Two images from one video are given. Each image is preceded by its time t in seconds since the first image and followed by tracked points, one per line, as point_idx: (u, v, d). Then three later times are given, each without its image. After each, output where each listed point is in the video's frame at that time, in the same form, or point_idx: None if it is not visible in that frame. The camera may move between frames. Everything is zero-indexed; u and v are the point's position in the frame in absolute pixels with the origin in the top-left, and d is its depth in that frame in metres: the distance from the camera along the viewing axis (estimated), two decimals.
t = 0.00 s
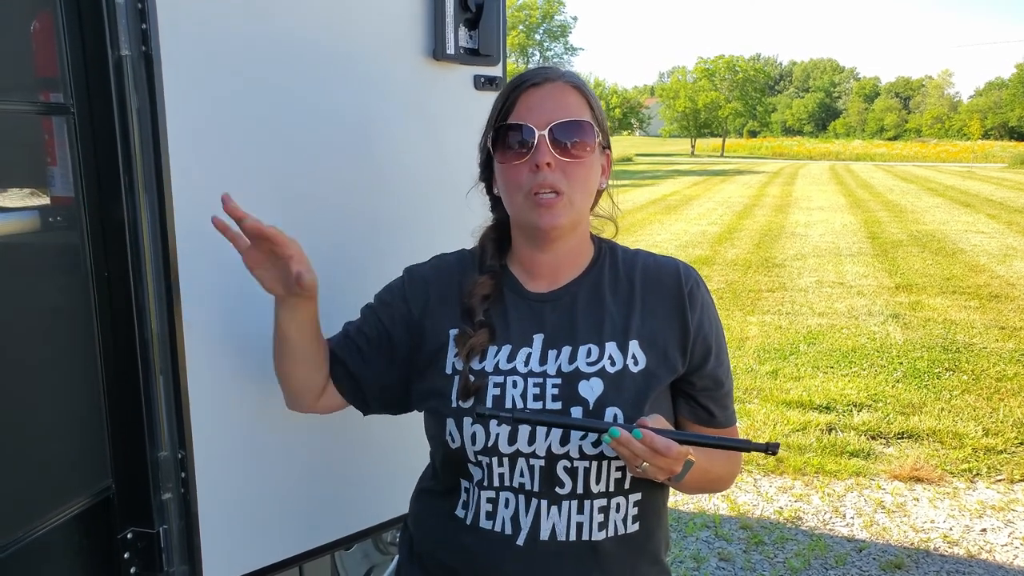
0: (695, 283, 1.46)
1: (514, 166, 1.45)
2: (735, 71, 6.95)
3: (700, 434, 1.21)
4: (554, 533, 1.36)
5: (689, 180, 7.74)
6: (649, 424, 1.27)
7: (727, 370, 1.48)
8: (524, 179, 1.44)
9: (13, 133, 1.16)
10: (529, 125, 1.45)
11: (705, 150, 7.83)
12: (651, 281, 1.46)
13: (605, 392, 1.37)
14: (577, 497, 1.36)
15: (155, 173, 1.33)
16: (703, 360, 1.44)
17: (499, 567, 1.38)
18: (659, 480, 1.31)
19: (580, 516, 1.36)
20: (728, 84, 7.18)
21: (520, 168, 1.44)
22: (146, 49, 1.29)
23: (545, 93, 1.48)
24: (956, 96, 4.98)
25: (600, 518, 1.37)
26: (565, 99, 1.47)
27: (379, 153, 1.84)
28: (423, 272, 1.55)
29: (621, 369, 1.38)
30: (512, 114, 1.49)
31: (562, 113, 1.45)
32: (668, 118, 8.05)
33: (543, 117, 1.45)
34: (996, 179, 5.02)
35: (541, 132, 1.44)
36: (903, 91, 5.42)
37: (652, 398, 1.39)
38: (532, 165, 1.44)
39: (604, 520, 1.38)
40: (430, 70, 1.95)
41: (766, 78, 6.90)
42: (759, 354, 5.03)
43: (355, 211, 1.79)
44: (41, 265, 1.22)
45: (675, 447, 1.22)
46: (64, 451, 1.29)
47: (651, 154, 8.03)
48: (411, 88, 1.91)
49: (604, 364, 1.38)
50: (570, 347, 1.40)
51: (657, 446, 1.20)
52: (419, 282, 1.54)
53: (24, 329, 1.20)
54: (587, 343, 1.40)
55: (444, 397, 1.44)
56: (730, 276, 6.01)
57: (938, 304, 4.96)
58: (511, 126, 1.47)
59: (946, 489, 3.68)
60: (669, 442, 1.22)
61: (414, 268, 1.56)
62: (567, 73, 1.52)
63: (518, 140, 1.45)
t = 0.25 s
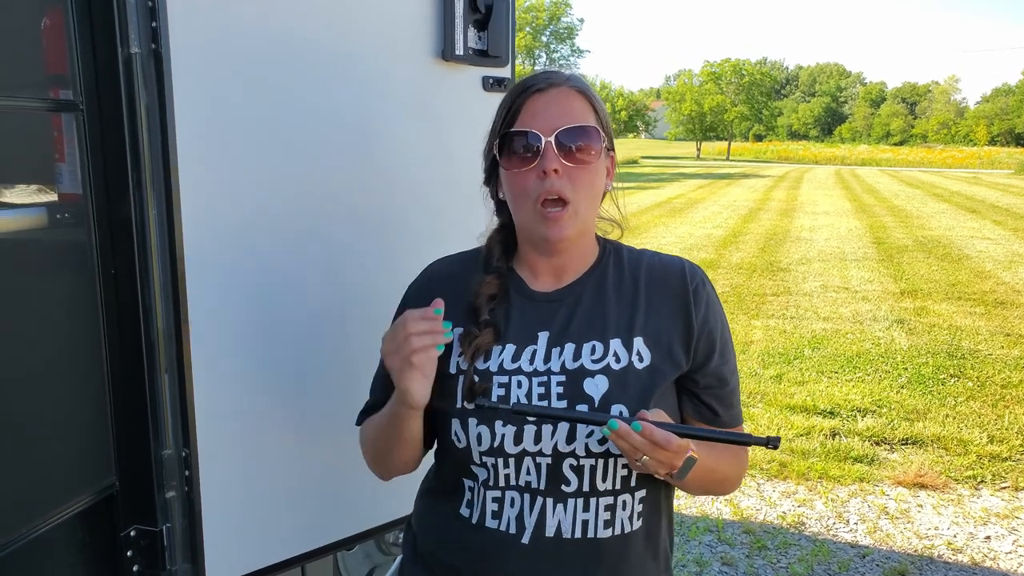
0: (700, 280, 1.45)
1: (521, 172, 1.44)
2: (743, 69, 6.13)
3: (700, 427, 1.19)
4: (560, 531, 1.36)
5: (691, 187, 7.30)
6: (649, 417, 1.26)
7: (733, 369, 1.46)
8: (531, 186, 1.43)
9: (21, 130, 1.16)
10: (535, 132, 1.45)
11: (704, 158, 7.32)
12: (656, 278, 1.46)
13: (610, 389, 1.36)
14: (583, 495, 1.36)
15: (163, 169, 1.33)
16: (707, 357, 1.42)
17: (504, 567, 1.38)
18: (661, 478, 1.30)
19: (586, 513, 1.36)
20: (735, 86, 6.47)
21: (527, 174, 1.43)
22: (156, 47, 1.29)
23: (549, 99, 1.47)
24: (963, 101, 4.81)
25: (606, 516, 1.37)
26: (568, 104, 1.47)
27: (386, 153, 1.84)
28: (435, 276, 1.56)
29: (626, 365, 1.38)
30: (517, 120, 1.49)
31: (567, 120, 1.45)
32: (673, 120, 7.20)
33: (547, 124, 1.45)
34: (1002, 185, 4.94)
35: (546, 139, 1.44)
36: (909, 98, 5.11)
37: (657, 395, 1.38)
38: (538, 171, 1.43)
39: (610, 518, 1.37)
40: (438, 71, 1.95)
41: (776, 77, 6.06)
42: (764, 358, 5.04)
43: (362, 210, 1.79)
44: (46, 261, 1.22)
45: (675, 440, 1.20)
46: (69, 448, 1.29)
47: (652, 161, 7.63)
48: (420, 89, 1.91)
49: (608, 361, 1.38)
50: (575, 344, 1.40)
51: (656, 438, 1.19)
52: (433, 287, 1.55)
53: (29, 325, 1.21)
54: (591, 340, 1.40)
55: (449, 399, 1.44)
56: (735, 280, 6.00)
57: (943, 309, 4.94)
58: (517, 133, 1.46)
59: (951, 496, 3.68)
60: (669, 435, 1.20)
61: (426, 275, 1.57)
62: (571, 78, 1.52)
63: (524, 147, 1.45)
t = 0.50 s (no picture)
0: (702, 277, 1.45)
1: (515, 198, 1.43)
2: (742, 70, 6.07)
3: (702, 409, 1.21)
4: (569, 528, 1.35)
5: (691, 189, 7.04)
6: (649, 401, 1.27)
7: (734, 366, 1.44)
8: (526, 212, 1.42)
9: (22, 134, 1.16)
10: (528, 156, 1.42)
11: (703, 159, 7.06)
12: (658, 275, 1.45)
13: (617, 388, 1.36)
14: (591, 493, 1.35)
15: (166, 174, 1.33)
16: (705, 351, 1.41)
17: (509, 569, 1.38)
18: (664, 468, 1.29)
19: (594, 511, 1.35)
20: (734, 87, 6.37)
21: (521, 202, 1.42)
22: (157, 51, 1.30)
23: (542, 117, 1.42)
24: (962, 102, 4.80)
25: (615, 514, 1.36)
26: (562, 122, 1.42)
27: (389, 155, 1.84)
28: (444, 273, 1.54)
29: (631, 364, 1.38)
30: (511, 139, 1.45)
31: (560, 141, 1.41)
32: (671, 122, 6.97)
33: (541, 147, 1.41)
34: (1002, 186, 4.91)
35: (539, 164, 1.41)
36: (908, 98, 5.10)
37: (663, 392, 1.38)
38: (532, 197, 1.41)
39: (619, 515, 1.37)
40: (440, 73, 1.95)
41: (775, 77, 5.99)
42: (766, 359, 5.08)
43: (365, 212, 1.79)
44: (49, 265, 1.22)
45: (678, 421, 1.21)
46: (71, 453, 1.29)
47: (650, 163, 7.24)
48: (422, 91, 1.90)
49: (613, 360, 1.38)
50: (580, 344, 1.39)
51: (659, 419, 1.20)
52: (443, 283, 1.52)
53: (32, 330, 1.20)
54: (596, 340, 1.40)
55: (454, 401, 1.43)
56: (736, 281, 6.01)
57: (944, 310, 4.93)
58: (511, 155, 1.44)
59: (952, 496, 3.71)
60: (671, 416, 1.21)
61: (435, 272, 1.56)
62: (566, 86, 1.45)
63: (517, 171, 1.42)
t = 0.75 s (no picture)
0: (707, 277, 1.44)
1: (516, 202, 1.43)
2: (742, 69, 6.04)
3: (700, 409, 1.20)
4: (573, 526, 1.35)
5: (690, 188, 7.35)
6: (648, 401, 1.26)
7: (738, 365, 1.44)
8: (527, 216, 1.42)
9: (22, 135, 1.16)
10: (528, 160, 1.42)
11: (703, 158, 7.16)
12: (663, 275, 1.45)
13: (621, 386, 1.36)
14: (595, 490, 1.35)
15: (166, 173, 1.33)
16: (709, 349, 1.41)
17: (513, 567, 1.38)
18: (666, 468, 1.29)
19: (598, 509, 1.35)
20: (734, 86, 6.35)
21: (522, 205, 1.42)
22: (157, 51, 1.29)
23: (542, 120, 1.41)
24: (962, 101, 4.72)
25: (619, 511, 1.36)
26: (562, 125, 1.41)
27: (391, 154, 1.84)
28: (450, 271, 1.54)
29: (636, 362, 1.37)
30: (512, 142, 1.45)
31: (560, 144, 1.40)
32: (671, 121, 7.02)
33: (541, 150, 1.41)
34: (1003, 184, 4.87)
35: (539, 168, 1.40)
36: (908, 97, 5.03)
37: (668, 391, 1.38)
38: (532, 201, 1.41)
39: (623, 513, 1.37)
40: (441, 73, 1.94)
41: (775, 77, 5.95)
42: (767, 359, 5.06)
43: (366, 211, 1.79)
44: (51, 265, 1.22)
45: (675, 422, 1.20)
46: (73, 454, 1.29)
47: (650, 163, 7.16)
48: (423, 90, 1.90)
49: (618, 359, 1.37)
50: (585, 343, 1.39)
51: (656, 420, 1.19)
52: (449, 282, 1.52)
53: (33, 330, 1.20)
54: (601, 339, 1.39)
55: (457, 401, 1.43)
56: (737, 280, 6.01)
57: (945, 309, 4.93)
58: (512, 159, 1.44)
59: (954, 495, 3.69)
60: (668, 417, 1.20)
61: (442, 270, 1.56)
62: (566, 87, 1.44)
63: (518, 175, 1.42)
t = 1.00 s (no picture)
0: (718, 276, 1.44)
1: (524, 201, 1.43)
2: (749, 66, 6.04)
3: (700, 400, 1.20)
4: (583, 523, 1.35)
5: (699, 185, 6.96)
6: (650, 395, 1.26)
7: (749, 363, 1.43)
8: (533, 214, 1.42)
9: (32, 136, 1.16)
10: (535, 160, 1.42)
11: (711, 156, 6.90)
12: (673, 273, 1.45)
13: (632, 384, 1.36)
14: (605, 487, 1.35)
15: (174, 174, 1.33)
16: (720, 348, 1.41)
17: (522, 565, 1.38)
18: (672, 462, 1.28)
19: (609, 506, 1.35)
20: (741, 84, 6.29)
21: (529, 205, 1.42)
22: (166, 52, 1.30)
23: (551, 120, 1.41)
24: (973, 97, 4.76)
25: (629, 509, 1.36)
26: (569, 125, 1.41)
27: (398, 153, 1.84)
28: (461, 270, 1.54)
29: (646, 361, 1.37)
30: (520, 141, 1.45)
31: (567, 143, 1.40)
32: (678, 119, 6.98)
33: (548, 150, 1.41)
34: (1015, 181, 4.86)
35: (546, 168, 1.41)
36: (917, 93, 5.04)
37: (679, 389, 1.38)
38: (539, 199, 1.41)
39: (633, 510, 1.36)
40: (447, 72, 1.94)
41: (783, 74, 5.96)
42: (774, 357, 5.11)
43: (374, 210, 1.79)
44: (61, 266, 1.23)
45: (674, 414, 1.20)
46: (84, 454, 1.29)
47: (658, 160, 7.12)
48: (429, 90, 1.90)
49: (629, 357, 1.37)
50: (595, 342, 1.39)
51: (656, 412, 1.19)
52: (461, 280, 1.52)
53: (44, 331, 1.21)
54: (612, 337, 1.39)
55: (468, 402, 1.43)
56: (744, 279, 6.00)
57: (955, 306, 4.92)
58: (519, 159, 1.44)
59: (965, 494, 3.67)
60: (668, 408, 1.20)
61: (452, 269, 1.56)
62: (574, 87, 1.44)
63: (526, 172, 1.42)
